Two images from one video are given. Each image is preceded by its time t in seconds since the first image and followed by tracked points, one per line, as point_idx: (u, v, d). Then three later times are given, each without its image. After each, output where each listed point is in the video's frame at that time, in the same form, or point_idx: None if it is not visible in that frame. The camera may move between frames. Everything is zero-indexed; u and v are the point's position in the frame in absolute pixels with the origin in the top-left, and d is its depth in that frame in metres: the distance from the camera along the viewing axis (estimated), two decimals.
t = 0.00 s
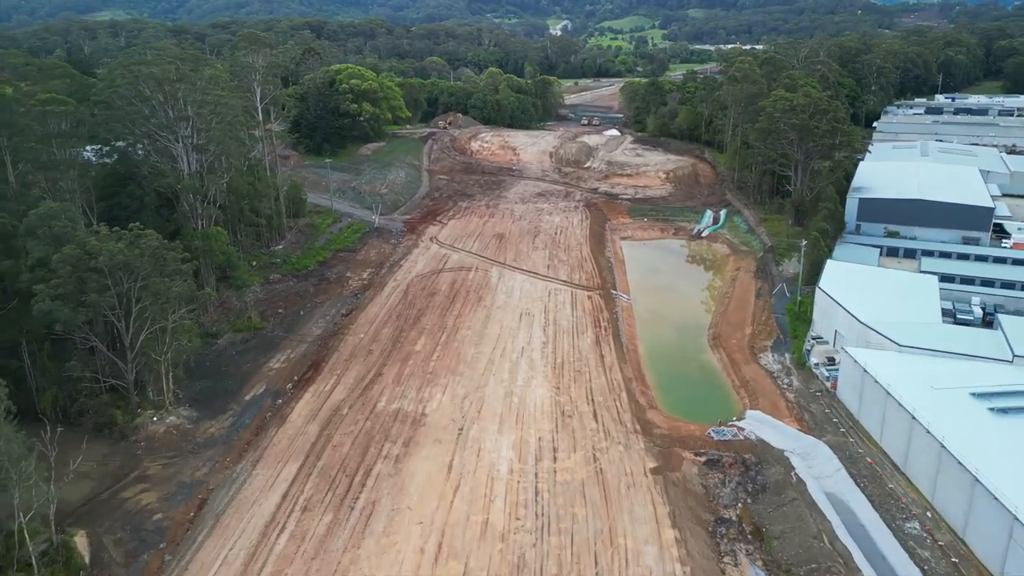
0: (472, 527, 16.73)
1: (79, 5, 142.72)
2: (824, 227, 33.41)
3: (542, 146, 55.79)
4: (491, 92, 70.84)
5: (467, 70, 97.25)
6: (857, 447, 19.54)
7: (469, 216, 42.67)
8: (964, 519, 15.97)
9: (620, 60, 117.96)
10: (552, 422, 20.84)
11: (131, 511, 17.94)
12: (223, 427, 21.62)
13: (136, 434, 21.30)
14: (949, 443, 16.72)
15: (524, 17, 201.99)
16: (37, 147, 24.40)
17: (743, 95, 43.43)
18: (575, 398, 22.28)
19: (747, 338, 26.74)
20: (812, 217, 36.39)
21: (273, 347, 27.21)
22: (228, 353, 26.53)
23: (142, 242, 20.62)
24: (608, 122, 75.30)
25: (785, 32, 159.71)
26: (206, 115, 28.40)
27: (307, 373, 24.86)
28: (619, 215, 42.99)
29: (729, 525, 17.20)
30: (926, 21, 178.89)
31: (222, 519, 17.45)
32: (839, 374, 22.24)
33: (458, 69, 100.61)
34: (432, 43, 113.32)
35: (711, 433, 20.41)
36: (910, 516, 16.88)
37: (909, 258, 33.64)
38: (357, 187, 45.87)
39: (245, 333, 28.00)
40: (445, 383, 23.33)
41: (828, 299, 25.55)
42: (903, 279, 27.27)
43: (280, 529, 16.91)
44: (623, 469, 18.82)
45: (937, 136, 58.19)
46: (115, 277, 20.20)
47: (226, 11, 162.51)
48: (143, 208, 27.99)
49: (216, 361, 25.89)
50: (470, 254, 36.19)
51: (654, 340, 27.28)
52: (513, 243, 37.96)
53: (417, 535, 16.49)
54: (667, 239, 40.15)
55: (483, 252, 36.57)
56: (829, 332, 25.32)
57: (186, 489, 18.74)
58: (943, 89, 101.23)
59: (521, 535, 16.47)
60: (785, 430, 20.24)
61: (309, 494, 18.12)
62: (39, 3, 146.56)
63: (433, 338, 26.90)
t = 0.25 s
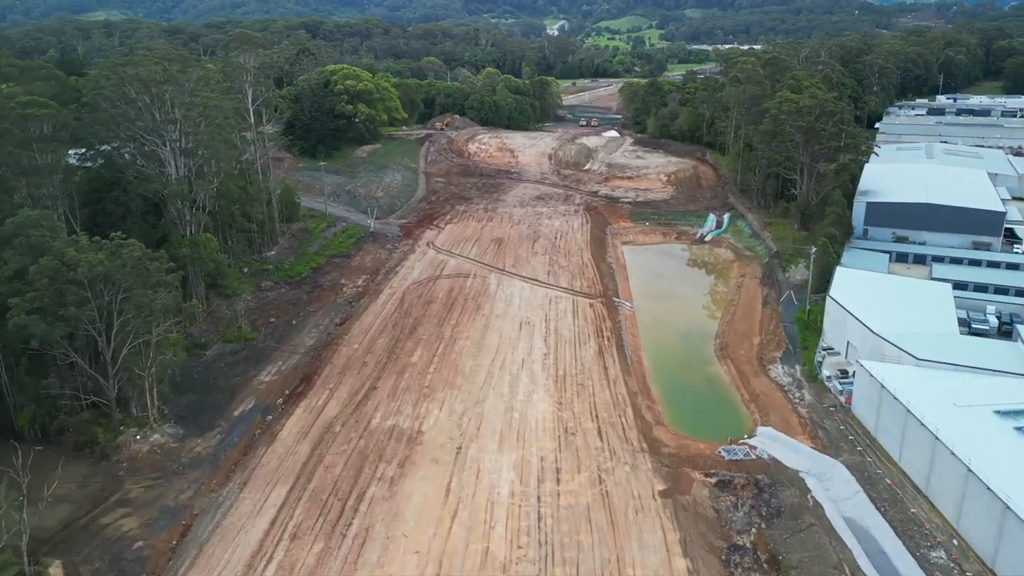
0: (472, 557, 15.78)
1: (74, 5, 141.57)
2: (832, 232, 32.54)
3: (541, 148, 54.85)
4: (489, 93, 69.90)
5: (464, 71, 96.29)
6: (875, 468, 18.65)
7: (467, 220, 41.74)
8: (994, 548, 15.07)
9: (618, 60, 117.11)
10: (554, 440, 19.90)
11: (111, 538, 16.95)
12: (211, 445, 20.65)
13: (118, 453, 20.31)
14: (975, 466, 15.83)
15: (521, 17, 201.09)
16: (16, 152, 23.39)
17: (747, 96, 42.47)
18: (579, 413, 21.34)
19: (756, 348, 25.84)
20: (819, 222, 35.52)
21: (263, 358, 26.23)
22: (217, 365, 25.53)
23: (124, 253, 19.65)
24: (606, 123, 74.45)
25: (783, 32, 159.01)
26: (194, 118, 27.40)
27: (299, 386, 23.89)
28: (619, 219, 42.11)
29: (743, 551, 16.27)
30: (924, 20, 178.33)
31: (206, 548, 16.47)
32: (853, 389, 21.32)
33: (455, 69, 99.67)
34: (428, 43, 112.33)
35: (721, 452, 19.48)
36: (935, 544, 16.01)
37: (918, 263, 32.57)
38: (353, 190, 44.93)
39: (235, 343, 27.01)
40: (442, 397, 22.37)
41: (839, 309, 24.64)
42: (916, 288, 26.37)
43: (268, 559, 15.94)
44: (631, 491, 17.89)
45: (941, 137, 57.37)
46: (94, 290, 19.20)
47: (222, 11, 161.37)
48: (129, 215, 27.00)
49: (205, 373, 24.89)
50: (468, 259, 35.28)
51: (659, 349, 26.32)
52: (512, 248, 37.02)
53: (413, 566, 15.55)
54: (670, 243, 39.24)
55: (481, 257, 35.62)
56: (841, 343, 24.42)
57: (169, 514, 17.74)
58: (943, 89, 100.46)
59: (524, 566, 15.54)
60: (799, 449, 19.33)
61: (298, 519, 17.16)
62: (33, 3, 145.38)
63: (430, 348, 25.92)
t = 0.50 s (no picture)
0: None
1: (72, 5, 140.53)
2: (843, 239, 31.60)
3: (542, 150, 53.87)
4: (488, 93, 68.93)
5: (463, 71, 95.30)
6: (898, 492, 17.71)
7: (466, 225, 40.79)
8: None
9: (618, 60, 116.09)
10: (560, 461, 18.94)
11: (90, 569, 15.98)
12: (199, 465, 19.67)
13: (102, 474, 19.32)
14: (1008, 493, 14.86)
15: (521, 17, 200.16)
16: None
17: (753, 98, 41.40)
18: (585, 432, 20.38)
19: (767, 360, 24.88)
20: (829, 228, 34.58)
21: (256, 371, 25.26)
22: (207, 377, 24.54)
23: (106, 265, 18.64)
24: (608, 124, 73.52)
25: (784, 32, 158.04)
26: (184, 121, 26.41)
27: (292, 401, 22.92)
28: (623, 223, 41.18)
29: None
30: (925, 21, 177.45)
31: None
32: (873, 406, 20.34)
33: (454, 69, 98.72)
34: (427, 43, 111.38)
35: (735, 473, 18.51)
36: None
37: (932, 270, 32.06)
38: (350, 194, 43.98)
39: (227, 355, 26.04)
40: (442, 414, 21.41)
41: (855, 320, 23.62)
42: (933, 297, 25.39)
43: None
44: (641, 517, 16.94)
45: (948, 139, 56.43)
46: (75, 303, 18.21)
47: (220, 11, 160.38)
48: (116, 222, 26.02)
49: (195, 387, 23.92)
50: (469, 265, 34.33)
51: (667, 362, 25.29)
52: (513, 254, 36.06)
53: None
54: (675, 249, 38.27)
55: (481, 264, 34.63)
56: (856, 356, 23.44)
57: (153, 542, 16.76)
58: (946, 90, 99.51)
59: None
60: (817, 471, 18.36)
61: (289, 549, 16.20)
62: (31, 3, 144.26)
63: (429, 361, 24.92)
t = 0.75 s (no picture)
0: None
1: (71, 5, 139.62)
2: (856, 245, 30.63)
3: (543, 153, 52.94)
4: (489, 94, 67.97)
5: (463, 72, 94.34)
6: (925, 518, 16.75)
7: (467, 230, 39.85)
8: None
9: (619, 61, 115.12)
10: (566, 484, 17.98)
11: None
12: (186, 487, 18.70)
13: (83, 497, 18.34)
14: None
15: (520, 17, 199.28)
16: None
17: (760, 99, 40.40)
18: (592, 451, 19.40)
19: (781, 373, 23.90)
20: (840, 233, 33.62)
21: (249, 384, 24.30)
22: (197, 392, 23.57)
23: (87, 277, 17.62)
24: (610, 126, 72.60)
25: (786, 32, 157.09)
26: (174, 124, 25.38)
27: (285, 418, 21.93)
28: (627, 227, 40.25)
29: None
30: (927, 21, 176.53)
31: None
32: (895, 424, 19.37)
33: (454, 69, 97.81)
34: (427, 43, 110.49)
35: (751, 497, 17.54)
36: None
37: (948, 278, 30.95)
38: (348, 197, 43.04)
39: (218, 368, 25.06)
40: (441, 432, 20.42)
41: (873, 332, 22.63)
42: (952, 307, 24.41)
43: None
44: (654, 546, 15.98)
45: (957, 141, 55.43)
46: (54, 319, 17.20)
47: (219, 10, 159.54)
48: (103, 229, 25.01)
49: (184, 402, 22.94)
50: (470, 272, 33.38)
51: (676, 375, 24.28)
52: (515, 260, 35.11)
53: None
54: (681, 255, 37.29)
55: (482, 270, 33.67)
56: (874, 370, 22.46)
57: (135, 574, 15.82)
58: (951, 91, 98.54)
59: None
60: (839, 495, 17.40)
61: None
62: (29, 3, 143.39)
63: (428, 373, 23.94)
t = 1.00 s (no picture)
0: None
1: (70, 5, 138.59)
2: (871, 253, 29.62)
3: (545, 155, 51.97)
4: (490, 95, 66.99)
5: (463, 72, 93.34)
6: (956, 548, 15.76)
7: (468, 235, 38.87)
8: None
9: (620, 61, 114.10)
10: (574, 511, 17.00)
11: None
12: (172, 513, 17.67)
13: (63, 525, 17.32)
14: None
15: (520, 17, 198.33)
16: None
17: (768, 101, 39.43)
18: (601, 474, 18.42)
19: (796, 388, 22.90)
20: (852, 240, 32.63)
21: (241, 399, 23.31)
22: (187, 407, 22.59)
23: (65, 293, 16.58)
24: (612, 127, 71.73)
25: (787, 33, 156.08)
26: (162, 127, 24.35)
27: (278, 436, 20.93)
28: (632, 232, 39.30)
29: None
30: (929, 20, 175.56)
31: None
32: (920, 446, 18.39)
33: (454, 70, 96.87)
34: (427, 43, 109.58)
35: (771, 525, 16.54)
36: None
37: (964, 286, 30.24)
38: (346, 201, 42.08)
39: (209, 382, 24.08)
40: (442, 452, 19.41)
41: (894, 346, 21.63)
42: (974, 317, 23.38)
43: None
44: None
45: (966, 143, 54.40)
46: (30, 337, 16.16)
47: (219, 10, 158.68)
48: (89, 237, 24.01)
49: (173, 419, 21.95)
50: (471, 279, 32.41)
51: (687, 390, 23.31)
52: (518, 267, 34.14)
53: None
54: (688, 261, 36.31)
55: (483, 277, 32.68)
56: (895, 386, 21.48)
57: None
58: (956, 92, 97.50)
59: None
60: (864, 523, 16.39)
61: None
62: (27, 3, 142.41)
63: (428, 388, 22.96)
